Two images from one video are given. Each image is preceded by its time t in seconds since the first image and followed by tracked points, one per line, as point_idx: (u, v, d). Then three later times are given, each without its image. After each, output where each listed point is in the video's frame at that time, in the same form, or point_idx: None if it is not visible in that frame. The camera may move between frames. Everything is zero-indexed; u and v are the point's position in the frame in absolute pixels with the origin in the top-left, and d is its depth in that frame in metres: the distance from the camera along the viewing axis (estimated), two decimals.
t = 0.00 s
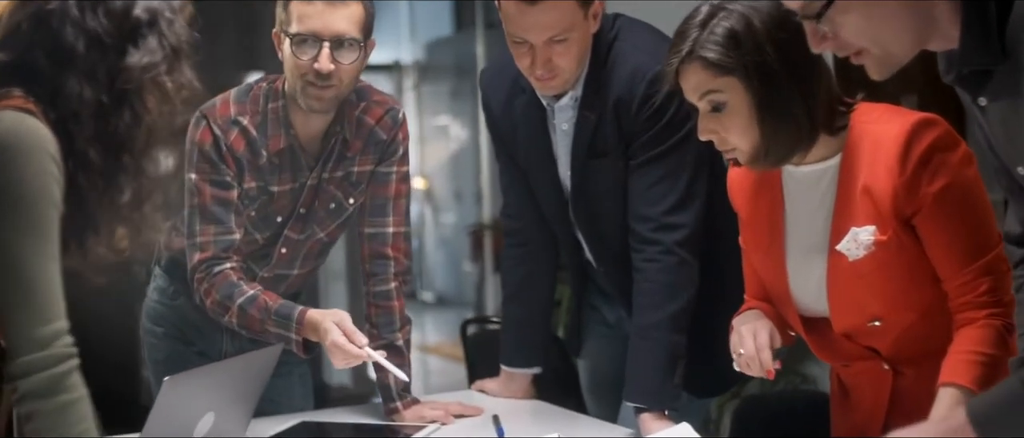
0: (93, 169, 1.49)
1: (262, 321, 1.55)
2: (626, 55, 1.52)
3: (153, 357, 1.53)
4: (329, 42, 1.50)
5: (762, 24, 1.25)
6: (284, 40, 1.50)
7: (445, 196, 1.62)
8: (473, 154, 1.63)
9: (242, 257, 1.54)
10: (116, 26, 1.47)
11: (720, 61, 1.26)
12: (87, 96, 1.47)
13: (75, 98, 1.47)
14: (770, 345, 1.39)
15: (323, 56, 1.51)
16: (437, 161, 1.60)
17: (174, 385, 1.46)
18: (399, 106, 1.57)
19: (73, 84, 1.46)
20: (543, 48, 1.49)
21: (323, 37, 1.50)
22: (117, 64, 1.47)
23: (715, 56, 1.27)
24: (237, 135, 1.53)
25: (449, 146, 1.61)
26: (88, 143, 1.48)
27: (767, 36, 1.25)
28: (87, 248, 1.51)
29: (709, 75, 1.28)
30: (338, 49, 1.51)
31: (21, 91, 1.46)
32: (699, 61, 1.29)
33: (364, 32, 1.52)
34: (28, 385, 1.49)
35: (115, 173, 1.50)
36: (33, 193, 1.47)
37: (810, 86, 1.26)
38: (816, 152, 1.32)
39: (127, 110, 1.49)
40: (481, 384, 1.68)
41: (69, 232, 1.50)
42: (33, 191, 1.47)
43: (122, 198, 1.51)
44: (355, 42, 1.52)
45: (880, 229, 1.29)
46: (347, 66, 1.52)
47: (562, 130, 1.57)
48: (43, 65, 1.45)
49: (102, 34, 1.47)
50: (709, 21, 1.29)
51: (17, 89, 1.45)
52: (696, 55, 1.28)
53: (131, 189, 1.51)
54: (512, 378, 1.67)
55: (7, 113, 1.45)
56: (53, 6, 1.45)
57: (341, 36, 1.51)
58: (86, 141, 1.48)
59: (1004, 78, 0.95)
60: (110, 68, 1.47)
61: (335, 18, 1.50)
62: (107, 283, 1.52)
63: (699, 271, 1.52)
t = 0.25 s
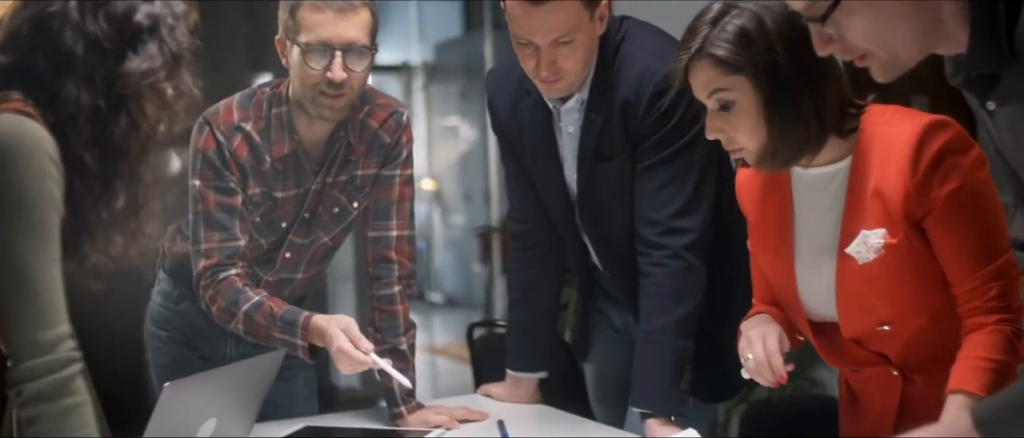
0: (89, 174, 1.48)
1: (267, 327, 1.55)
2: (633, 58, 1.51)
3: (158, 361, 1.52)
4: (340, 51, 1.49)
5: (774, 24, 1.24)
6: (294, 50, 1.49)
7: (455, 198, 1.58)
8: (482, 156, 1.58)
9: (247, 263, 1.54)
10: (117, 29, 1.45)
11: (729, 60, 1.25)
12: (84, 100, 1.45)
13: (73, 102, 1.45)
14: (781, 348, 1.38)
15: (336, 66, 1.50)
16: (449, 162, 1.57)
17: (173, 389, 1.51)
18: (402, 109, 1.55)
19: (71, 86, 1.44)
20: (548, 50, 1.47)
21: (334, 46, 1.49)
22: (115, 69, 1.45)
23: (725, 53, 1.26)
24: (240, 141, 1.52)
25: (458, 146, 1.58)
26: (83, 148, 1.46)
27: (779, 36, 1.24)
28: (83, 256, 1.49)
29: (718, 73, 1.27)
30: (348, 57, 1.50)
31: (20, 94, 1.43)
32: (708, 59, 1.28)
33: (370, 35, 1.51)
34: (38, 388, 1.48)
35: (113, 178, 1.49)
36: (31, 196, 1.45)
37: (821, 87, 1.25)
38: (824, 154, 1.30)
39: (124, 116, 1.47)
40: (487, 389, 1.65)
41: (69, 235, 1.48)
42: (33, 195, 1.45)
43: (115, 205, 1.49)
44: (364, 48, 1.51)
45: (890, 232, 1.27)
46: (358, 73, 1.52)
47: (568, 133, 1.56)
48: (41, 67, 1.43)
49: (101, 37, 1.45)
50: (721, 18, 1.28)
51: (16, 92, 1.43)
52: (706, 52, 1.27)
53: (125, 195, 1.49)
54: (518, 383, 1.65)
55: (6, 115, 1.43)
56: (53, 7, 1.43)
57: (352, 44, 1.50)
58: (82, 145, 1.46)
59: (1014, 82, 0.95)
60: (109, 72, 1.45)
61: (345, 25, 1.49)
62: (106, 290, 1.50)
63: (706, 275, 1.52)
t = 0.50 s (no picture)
0: (89, 180, 1.49)
1: (271, 334, 1.54)
2: (640, 60, 1.49)
3: (163, 363, 1.52)
4: (349, 61, 1.49)
5: (792, 17, 1.22)
6: (302, 62, 1.48)
7: (462, 199, 1.57)
8: (492, 157, 1.58)
9: (251, 268, 1.54)
10: (118, 34, 1.46)
11: (744, 51, 1.24)
12: (84, 106, 1.46)
13: (74, 108, 1.46)
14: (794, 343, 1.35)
15: (346, 76, 1.50)
16: (460, 162, 1.57)
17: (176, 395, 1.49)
18: (407, 112, 1.55)
19: (70, 90, 1.45)
20: (554, 50, 1.45)
21: (343, 56, 1.49)
22: (116, 75, 1.46)
23: (740, 45, 1.25)
24: (243, 147, 1.52)
25: (469, 147, 1.58)
26: (83, 154, 1.48)
27: (797, 29, 1.22)
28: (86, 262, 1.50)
29: (733, 65, 1.26)
30: (356, 66, 1.50)
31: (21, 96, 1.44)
32: (723, 50, 1.27)
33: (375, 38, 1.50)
34: (44, 392, 1.50)
35: (112, 183, 1.49)
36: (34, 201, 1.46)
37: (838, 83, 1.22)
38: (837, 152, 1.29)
39: (124, 122, 1.48)
40: (493, 392, 1.65)
41: (70, 239, 1.49)
42: (33, 198, 1.46)
43: (116, 212, 1.50)
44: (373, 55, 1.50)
45: (902, 232, 1.25)
46: (367, 81, 1.51)
47: (576, 135, 1.54)
48: (42, 70, 1.44)
49: (102, 42, 1.45)
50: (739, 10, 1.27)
51: (17, 94, 1.44)
52: (722, 43, 1.26)
53: (125, 202, 1.50)
54: (525, 386, 1.63)
55: (7, 119, 1.44)
56: (56, 11, 1.43)
57: (361, 52, 1.49)
58: (82, 151, 1.47)
59: None
60: (109, 78, 1.46)
61: (352, 33, 1.49)
62: (111, 294, 1.51)
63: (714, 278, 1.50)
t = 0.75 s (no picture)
0: (90, 184, 1.46)
1: (270, 336, 1.54)
2: (645, 62, 1.48)
3: (167, 365, 1.51)
4: (350, 65, 1.48)
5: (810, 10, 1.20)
6: (303, 66, 1.47)
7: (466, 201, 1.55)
8: (500, 157, 1.57)
9: (252, 270, 1.55)
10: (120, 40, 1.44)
11: (761, 42, 1.22)
12: (84, 110, 1.44)
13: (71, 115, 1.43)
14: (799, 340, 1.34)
15: (346, 79, 1.49)
16: (467, 164, 1.55)
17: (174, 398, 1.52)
18: (409, 114, 1.54)
19: (66, 95, 1.42)
20: (557, 51, 1.44)
21: (344, 60, 1.48)
22: (117, 79, 1.45)
23: (756, 36, 1.23)
24: (244, 150, 1.53)
25: (478, 148, 1.56)
26: (83, 156, 1.45)
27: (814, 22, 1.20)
28: (86, 268, 1.48)
29: (747, 57, 1.25)
30: (358, 69, 1.49)
31: (21, 99, 1.40)
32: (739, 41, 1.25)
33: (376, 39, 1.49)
34: (49, 395, 1.44)
35: (112, 192, 1.47)
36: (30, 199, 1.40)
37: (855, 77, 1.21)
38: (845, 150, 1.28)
39: (124, 126, 1.46)
40: (497, 395, 1.64)
41: (71, 244, 1.46)
42: (33, 203, 1.41)
43: (115, 219, 1.48)
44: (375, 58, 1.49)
45: (911, 232, 1.24)
46: (367, 84, 1.51)
47: (581, 137, 1.53)
48: (41, 72, 1.40)
49: (103, 47, 1.43)
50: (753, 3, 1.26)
51: (17, 97, 1.40)
52: (738, 35, 1.25)
53: (125, 210, 1.48)
54: (530, 389, 1.63)
55: (7, 121, 1.40)
56: (57, 14, 1.41)
57: (362, 56, 1.48)
58: (82, 153, 1.45)
59: None
60: (109, 83, 1.44)
61: (353, 37, 1.48)
62: (107, 298, 1.48)
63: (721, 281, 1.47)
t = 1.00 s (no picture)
0: (90, 187, 1.48)
1: (268, 337, 1.53)
2: (651, 65, 1.47)
3: (170, 367, 1.51)
4: (352, 65, 1.48)
5: None
6: (304, 67, 1.47)
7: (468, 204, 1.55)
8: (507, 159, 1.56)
9: (252, 271, 1.53)
10: (118, 41, 1.45)
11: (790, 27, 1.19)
12: (83, 112, 1.46)
13: (71, 115, 1.46)
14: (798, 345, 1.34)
15: (347, 79, 1.49)
16: (476, 164, 1.54)
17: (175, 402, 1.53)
18: (411, 116, 1.53)
19: (65, 95, 1.45)
20: (561, 52, 1.43)
21: (345, 60, 1.48)
22: (115, 81, 1.46)
23: (781, 21, 1.20)
24: (244, 152, 1.52)
25: (487, 148, 1.55)
26: (84, 161, 1.48)
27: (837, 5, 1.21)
28: (84, 272, 1.49)
29: (772, 45, 1.22)
30: (359, 69, 1.49)
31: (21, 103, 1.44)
32: (761, 29, 1.22)
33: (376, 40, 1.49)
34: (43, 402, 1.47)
35: (110, 193, 1.49)
36: (36, 208, 1.45)
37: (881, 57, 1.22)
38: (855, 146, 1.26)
39: (123, 128, 1.48)
40: (503, 398, 1.63)
41: (70, 246, 1.48)
42: (34, 209, 1.45)
43: (114, 221, 1.49)
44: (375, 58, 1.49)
45: (917, 233, 1.22)
46: (368, 84, 1.50)
47: (587, 139, 1.52)
48: (41, 76, 1.43)
49: (102, 48, 1.45)
50: None
51: (16, 100, 1.44)
52: (760, 22, 1.21)
53: (124, 212, 1.49)
54: (535, 392, 1.62)
55: (6, 124, 1.44)
56: (55, 17, 1.43)
57: (362, 56, 1.48)
58: (81, 157, 1.47)
59: None
60: (108, 85, 1.46)
61: (353, 37, 1.48)
62: (107, 303, 1.49)
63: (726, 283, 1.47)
